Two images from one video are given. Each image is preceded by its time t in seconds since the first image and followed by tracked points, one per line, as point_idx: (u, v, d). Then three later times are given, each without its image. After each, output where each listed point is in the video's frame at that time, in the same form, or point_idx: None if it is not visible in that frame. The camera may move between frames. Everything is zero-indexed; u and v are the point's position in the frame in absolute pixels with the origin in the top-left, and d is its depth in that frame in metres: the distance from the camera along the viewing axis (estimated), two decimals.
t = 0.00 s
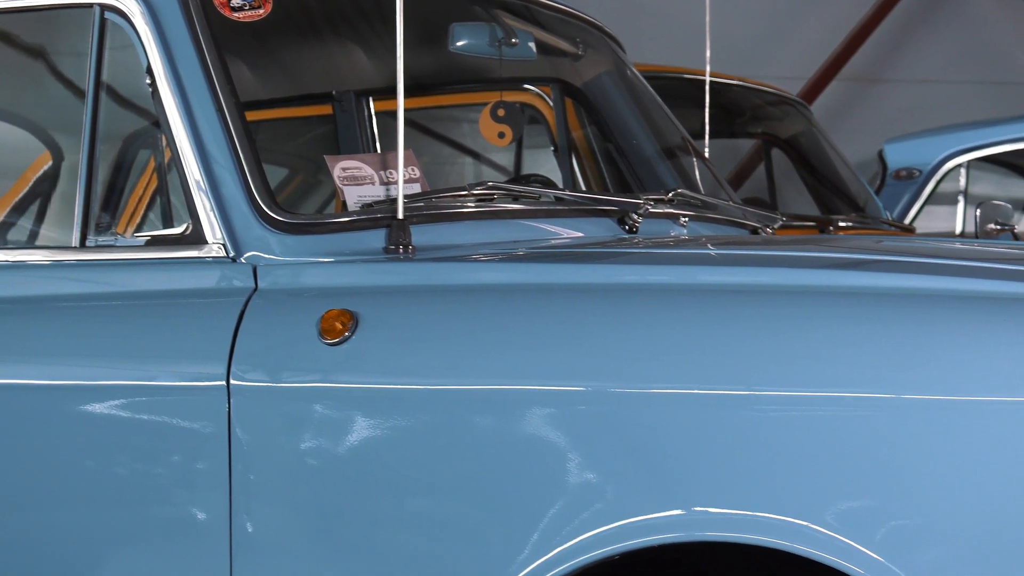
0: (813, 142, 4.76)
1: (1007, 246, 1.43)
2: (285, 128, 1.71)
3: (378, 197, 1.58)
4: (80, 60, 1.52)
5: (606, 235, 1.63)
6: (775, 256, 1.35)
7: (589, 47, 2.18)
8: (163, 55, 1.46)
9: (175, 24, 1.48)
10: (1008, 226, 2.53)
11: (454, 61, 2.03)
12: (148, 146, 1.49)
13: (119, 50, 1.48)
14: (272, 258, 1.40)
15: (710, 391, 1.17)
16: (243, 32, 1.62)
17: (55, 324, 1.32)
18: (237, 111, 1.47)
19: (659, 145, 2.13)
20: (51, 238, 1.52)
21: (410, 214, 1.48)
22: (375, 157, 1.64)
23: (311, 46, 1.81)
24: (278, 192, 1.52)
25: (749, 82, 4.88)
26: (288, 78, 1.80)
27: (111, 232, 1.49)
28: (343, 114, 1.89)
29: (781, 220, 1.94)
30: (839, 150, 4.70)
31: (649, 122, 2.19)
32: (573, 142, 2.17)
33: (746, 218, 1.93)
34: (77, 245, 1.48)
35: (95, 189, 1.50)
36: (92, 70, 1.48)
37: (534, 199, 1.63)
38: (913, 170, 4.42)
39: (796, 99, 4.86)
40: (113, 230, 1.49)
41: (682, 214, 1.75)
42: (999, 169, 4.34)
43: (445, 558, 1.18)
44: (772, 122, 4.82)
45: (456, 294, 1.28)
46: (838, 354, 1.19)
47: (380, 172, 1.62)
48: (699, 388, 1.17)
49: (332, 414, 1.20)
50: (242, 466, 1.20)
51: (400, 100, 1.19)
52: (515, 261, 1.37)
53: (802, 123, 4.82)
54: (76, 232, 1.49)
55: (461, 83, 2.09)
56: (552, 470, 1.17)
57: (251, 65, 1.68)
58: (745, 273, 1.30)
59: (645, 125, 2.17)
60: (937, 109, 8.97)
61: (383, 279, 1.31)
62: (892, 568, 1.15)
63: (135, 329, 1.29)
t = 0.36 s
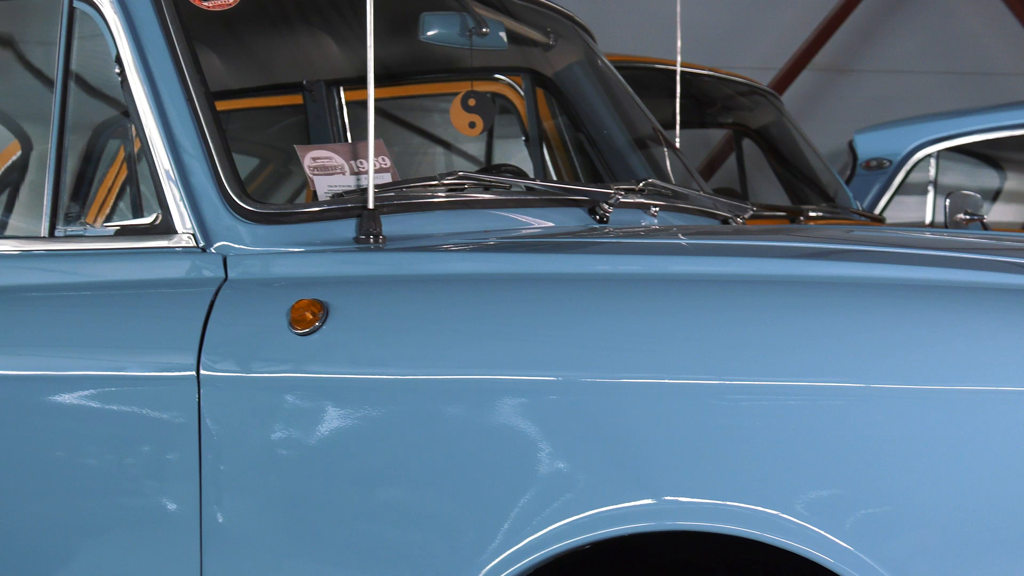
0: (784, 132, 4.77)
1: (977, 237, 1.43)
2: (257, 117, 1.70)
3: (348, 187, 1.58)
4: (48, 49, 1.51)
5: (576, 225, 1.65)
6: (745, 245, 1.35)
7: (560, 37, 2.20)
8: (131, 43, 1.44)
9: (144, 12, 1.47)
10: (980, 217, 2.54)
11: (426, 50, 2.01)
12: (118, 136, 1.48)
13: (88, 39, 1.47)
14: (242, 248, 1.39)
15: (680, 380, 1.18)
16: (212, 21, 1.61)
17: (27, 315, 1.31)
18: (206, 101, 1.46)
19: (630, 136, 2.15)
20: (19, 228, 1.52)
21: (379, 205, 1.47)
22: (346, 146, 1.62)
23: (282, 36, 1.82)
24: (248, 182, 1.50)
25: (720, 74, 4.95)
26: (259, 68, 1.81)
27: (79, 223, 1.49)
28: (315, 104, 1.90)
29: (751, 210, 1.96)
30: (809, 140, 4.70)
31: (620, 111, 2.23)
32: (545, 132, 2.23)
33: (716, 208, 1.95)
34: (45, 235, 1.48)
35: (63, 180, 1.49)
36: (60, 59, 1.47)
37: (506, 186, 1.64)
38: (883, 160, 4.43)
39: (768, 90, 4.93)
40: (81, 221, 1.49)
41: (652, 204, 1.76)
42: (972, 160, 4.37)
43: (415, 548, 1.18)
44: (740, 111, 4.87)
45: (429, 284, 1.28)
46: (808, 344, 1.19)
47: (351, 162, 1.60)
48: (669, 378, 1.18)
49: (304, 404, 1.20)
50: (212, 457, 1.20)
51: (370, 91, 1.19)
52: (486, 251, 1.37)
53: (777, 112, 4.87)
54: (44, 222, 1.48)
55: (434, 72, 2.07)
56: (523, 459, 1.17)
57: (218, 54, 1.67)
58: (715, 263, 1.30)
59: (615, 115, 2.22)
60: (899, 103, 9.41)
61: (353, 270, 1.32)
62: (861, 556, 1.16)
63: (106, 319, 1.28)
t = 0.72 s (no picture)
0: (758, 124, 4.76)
1: (949, 227, 1.44)
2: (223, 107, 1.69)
3: (320, 176, 1.59)
4: (19, 39, 1.50)
5: (549, 215, 1.66)
6: (718, 235, 1.35)
7: (533, 27, 2.21)
8: (103, 32, 1.44)
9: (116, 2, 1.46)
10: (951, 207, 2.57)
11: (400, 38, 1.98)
12: (89, 125, 1.48)
13: (58, 28, 1.47)
14: (213, 237, 1.40)
15: (654, 370, 1.18)
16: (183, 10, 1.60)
17: None
18: (177, 90, 1.46)
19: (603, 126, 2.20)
20: None
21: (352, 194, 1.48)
22: (318, 136, 1.63)
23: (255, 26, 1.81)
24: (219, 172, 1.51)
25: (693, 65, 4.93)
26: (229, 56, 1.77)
27: (50, 213, 1.48)
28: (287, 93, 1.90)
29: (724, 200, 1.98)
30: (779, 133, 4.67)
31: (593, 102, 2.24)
32: (517, 121, 2.19)
33: (688, 198, 1.97)
34: (14, 224, 1.47)
35: (34, 169, 1.49)
36: (30, 48, 1.47)
37: (479, 176, 1.64)
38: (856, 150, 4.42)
39: (742, 81, 4.92)
40: (52, 211, 1.48)
41: (625, 193, 1.78)
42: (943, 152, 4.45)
43: (389, 538, 1.18)
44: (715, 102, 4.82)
45: (403, 275, 1.27)
46: (781, 333, 1.20)
47: (323, 153, 1.61)
48: (642, 367, 1.18)
49: (277, 394, 1.20)
50: (184, 447, 1.20)
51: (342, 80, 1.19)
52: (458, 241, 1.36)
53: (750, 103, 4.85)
54: (14, 211, 1.47)
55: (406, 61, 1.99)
56: (496, 448, 1.17)
57: (190, 44, 1.65)
58: (689, 252, 1.30)
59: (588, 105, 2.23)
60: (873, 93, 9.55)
61: (325, 260, 1.30)
62: (832, 546, 1.16)
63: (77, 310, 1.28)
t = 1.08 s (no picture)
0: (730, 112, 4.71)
1: (922, 217, 1.44)
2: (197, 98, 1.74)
3: (292, 167, 1.57)
4: None
5: (521, 204, 1.66)
6: (691, 225, 1.35)
7: (505, 16, 2.21)
8: (73, 21, 1.43)
9: None
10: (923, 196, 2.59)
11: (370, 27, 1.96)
12: (61, 115, 1.47)
13: (29, 17, 1.46)
14: (185, 227, 1.39)
15: (626, 359, 1.18)
16: None
17: None
18: (149, 79, 1.45)
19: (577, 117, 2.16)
20: None
21: (324, 183, 1.47)
22: (291, 126, 1.61)
23: (225, 15, 1.79)
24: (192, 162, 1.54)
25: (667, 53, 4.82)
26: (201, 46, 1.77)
27: (21, 203, 1.47)
28: (258, 82, 1.93)
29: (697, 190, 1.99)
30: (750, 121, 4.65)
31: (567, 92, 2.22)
32: (491, 112, 2.21)
33: (661, 188, 2.00)
34: None
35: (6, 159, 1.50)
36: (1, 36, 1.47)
37: (450, 165, 1.63)
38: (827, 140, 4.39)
39: (715, 70, 4.82)
40: (24, 201, 1.48)
41: (597, 183, 1.79)
42: (915, 142, 4.29)
43: (362, 528, 1.18)
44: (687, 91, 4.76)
45: (375, 265, 1.27)
46: (753, 323, 1.20)
47: (295, 142, 1.59)
48: (615, 357, 1.18)
49: (249, 383, 1.20)
50: (156, 437, 1.20)
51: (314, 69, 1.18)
52: (430, 230, 1.36)
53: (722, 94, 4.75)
54: None
55: (377, 50, 2.02)
56: (468, 438, 1.17)
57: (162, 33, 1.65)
58: (661, 242, 1.29)
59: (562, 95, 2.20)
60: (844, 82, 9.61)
61: (296, 249, 1.30)
62: (803, 534, 1.17)
63: (50, 300, 1.28)
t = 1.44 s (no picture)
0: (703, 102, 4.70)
1: (895, 205, 1.44)
2: (172, 87, 1.74)
3: (265, 155, 1.58)
4: None
5: (495, 194, 1.67)
6: (664, 214, 1.35)
7: (479, 6, 2.20)
8: (45, 10, 1.42)
9: None
10: (895, 186, 2.61)
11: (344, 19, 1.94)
12: (33, 104, 1.48)
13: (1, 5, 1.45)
14: (158, 217, 1.39)
15: (600, 348, 1.18)
16: None
17: None
18: (121, 68, 1.45)
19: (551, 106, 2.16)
20: None
21: (297, 172, 1.49)
22: (264, 115, 1.63)
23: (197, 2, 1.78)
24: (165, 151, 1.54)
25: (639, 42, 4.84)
26: (173, 34, 1.75)
27: None
28: (232, 72, 1.88)
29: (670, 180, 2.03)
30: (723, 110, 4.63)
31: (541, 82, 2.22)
32: (465, 102, 2.23)
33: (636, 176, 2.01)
34: None
35: None
36: None
37: (424, 155, 1.65)
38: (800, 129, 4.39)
39: (688, 60, 4.83)
40: None
41: (571, 172, 1.80)
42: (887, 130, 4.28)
43: (336, 518, 1.18)
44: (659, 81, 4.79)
45: (349, 254, 1.27)
46: (728, 313, 1.20)
47: (268, 131, 1.61)
48: (589, 345, 1.18)
49: (224, 373, 1.20)
50: (130, 428, 1.20)
51: (287, 58, 1.18)
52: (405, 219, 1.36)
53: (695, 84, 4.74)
54: None
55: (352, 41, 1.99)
56: (441, 427, 1.18)
57: (134, 21, 1.64)
58: (635, 231, 1.30)
59: (537, 85, 2.21)
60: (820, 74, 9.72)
61: (270, 239, 1.30)
62: (775, 522, 1.17)
63: (23, 290, 1.27)
